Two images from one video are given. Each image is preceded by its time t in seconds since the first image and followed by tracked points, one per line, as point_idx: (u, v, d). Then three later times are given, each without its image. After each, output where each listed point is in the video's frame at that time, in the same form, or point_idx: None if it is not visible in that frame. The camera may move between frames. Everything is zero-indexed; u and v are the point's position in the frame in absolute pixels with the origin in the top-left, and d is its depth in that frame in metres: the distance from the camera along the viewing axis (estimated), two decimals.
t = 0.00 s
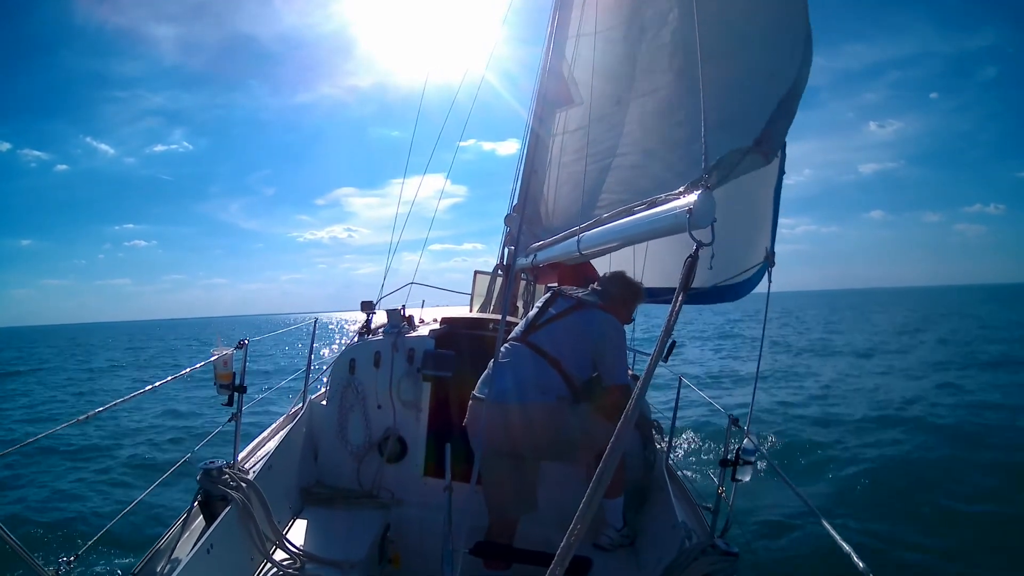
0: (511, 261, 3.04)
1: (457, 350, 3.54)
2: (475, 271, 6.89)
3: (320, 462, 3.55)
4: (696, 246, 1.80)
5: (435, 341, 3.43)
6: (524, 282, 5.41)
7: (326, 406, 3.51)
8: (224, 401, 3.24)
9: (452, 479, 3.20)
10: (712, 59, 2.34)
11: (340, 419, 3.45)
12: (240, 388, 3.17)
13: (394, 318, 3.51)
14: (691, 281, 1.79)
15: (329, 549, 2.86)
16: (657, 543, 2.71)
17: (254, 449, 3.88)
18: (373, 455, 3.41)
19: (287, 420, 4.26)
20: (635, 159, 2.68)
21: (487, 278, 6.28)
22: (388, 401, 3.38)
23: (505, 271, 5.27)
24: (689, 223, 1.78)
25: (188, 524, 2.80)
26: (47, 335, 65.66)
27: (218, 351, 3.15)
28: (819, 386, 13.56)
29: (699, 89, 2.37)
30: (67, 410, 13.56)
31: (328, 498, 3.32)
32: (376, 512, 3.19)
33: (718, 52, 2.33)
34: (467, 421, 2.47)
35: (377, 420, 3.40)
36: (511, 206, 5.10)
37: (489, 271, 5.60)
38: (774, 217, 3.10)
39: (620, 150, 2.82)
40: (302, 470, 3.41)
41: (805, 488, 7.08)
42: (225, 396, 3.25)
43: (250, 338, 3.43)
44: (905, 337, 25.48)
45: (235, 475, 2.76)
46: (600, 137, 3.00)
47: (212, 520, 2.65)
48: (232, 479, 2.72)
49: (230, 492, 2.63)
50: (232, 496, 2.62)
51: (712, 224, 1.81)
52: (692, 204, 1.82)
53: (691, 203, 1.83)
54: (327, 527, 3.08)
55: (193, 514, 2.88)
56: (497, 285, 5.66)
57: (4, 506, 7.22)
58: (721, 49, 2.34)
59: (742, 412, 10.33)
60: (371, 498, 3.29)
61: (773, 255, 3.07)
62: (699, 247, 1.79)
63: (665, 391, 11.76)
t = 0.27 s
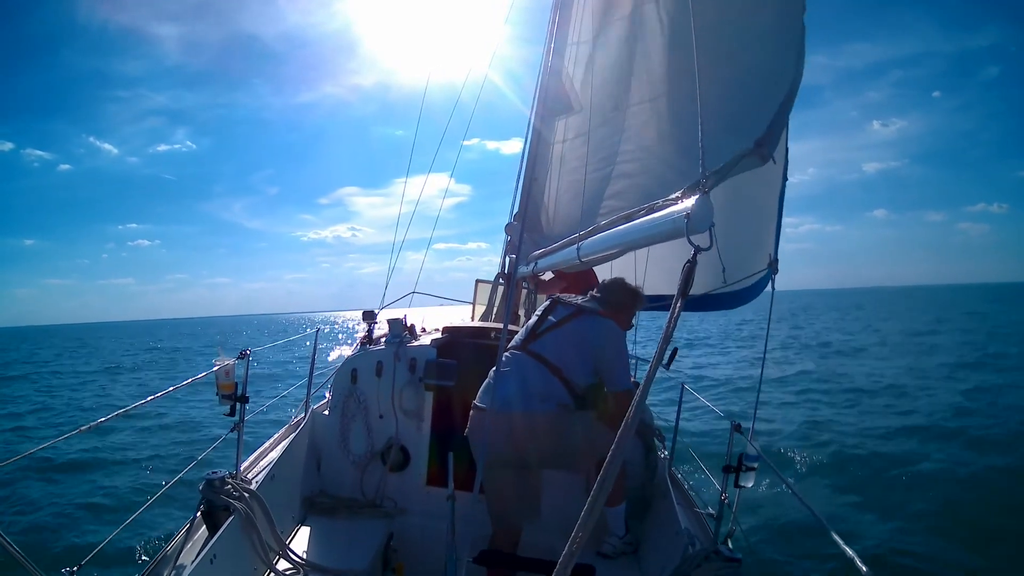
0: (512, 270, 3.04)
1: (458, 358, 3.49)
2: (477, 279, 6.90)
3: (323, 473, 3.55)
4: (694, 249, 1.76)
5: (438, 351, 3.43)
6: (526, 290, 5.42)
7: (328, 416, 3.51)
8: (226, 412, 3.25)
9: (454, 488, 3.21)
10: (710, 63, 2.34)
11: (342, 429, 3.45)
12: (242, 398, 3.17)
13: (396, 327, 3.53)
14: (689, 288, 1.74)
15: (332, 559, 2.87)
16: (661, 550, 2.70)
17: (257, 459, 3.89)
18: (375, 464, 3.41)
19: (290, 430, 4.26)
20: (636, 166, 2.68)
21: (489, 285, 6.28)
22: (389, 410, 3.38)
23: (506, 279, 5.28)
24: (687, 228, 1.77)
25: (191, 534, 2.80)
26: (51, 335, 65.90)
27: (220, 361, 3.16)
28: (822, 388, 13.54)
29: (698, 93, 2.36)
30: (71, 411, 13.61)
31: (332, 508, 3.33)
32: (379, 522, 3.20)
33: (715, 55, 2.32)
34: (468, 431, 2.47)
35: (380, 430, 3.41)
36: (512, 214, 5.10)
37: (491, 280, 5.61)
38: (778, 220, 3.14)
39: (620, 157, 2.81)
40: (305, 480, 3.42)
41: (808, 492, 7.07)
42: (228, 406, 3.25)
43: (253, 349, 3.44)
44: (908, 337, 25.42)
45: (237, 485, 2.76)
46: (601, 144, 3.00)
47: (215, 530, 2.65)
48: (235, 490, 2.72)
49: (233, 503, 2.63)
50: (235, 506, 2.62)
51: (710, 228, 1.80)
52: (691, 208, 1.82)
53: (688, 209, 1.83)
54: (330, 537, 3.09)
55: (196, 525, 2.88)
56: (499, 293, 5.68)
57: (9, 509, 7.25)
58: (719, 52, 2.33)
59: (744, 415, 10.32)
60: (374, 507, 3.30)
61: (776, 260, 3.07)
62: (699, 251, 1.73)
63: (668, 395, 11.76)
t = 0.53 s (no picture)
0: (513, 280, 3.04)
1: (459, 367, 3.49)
2: (478, 289, 6.91)
3: (324, 482, 3.54)
4: (693, 255, 1.78)
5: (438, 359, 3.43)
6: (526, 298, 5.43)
7: (329, 425, 3.51)
8: (227, 420, 3.26)
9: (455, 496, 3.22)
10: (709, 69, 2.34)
11: (344, 438, 3.46)
12: (243, 407, 3.18)
13: (397, 337, 3.55)
14: (689, 294, 1.78)
15: (334, 569, 2.87)
16: (662, 559, 2.72)
17: (257, 468, 3.89)
18: (376, 473, 3.42)
19: (292, 439, 4.26)
20: (635, 175, 2.68)
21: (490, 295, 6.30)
22: (391, 419, 3.38)
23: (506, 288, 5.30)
24: (686, 235, 1.78)
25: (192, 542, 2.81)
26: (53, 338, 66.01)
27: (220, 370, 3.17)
28: (823, 392, 13.53)
29: (696, 99, 2.37)
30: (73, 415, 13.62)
31: (334, 516, 3.34)
32: (381, 531, 3.20)
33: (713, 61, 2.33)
34: (465, 439, 2.47)
35: (382, 439, 3.41)
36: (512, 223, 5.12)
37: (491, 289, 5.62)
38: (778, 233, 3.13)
39: (619, 165, 2.82)
40: (306, 489, 3.42)
41: (810, 498, 7.06)
42: (229, 415, 3.25)
43: (253, 357, 3.45)
44: (911, 339, 25.33)
45: (238, 493, 2.77)
46: (600, 153, 3.01)
47: (216, 539, 2.65)
48: (235, 498, 2.72)
49: (234, 512, 2.64)
50: (236, 515, 2.63)
51: (709, 235, 1.81)
52: (689, 215, 1.82)
53: (686, 216, 1.84)
54: (331, 546, 3.09)
55: (197, 534, 2.89)
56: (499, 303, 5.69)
57: (10, 516, 7.25)
58: (717, 58, 2.34)
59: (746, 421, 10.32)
60: (376, 516, 3.31)
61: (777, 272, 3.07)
62: (696, 257, 1.78)
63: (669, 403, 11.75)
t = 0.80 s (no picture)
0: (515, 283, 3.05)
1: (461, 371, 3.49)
2: (479, 292, 6.91)
3: (324, 484, 3.54)
4: (698, 263, 1.78)
5: (438, 363, 3.47)
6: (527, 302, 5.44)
7: (330, 428, 3.52)
8: (228, 422, 3.26)
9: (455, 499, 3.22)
10: (713, 75, 2.34)
11: (344, 440, 3.46)
12: (243, 409, 3.18)
13: (398, 339, 3.55)
14: (692, 301, 1.77)
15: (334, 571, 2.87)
16: (662, 564, 2.72)
17: (257, 470, 3.89)
18: (377, 475, 3.42)
19: (292, 441, 4.26)
20: (638, 180, 2.68)
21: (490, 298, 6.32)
22: (391, 422, 3.39)
23: (507, 291, 5.30)
24: (690, 241, 1.77)
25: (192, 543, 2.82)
26: (54, 339, 66.08)
27: (221, 372, 3.18)
28: (823, 395, 13.52)
29: (699, 105, 2.37)
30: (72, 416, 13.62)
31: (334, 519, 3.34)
32: (380, 533, 3.21)
33: (717, 67, 2.34)
34: (465, 440, 2.45)
35: (382, 442, 3.41)
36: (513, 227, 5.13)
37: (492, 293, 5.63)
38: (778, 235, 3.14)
39: (622, 170, 2.81)
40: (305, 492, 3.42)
41: (813, 503, 7.03)
42: (229, 417, 3.26)
43: (254, 359, 3.45)
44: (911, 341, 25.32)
45: (238, 495, 2.77)
46: (603, 158, 3.01)
47: (216, 540, 2.66)
48: (235, 500, 2.73)
49: (234, 513, 2.64)
50: (236, 516, 2.63)
51: (713, 241, 1.81)
52: (693, 222, 1.82)
53: (690, 223, 1.84)
54: (331, 548, 3.09)
55: (196, 535, 2.90)
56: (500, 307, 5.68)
57: (9, 517, 7.25)
58: (721, 64, 2.34)
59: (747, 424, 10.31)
60: (376, 519, 3.31)
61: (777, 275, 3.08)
62: (701, 266, 1.79)
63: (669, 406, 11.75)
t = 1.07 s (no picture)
0: (517, 283, 3.05)
1: (462, 370, 3.49)
2: (479, 291, 6.92)
3: (323, 482, 3.55)
4: (699, 264, 1.78)
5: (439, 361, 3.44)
6: (527, 302, 5.45)
7: (329, 426, 3.52)
8: (227, 419, 3.27)
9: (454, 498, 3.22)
10: (715, 77, 2.35)
11: (344, 438, 3.46)
12: (243, 406, 3.19)
13: (398, 338, 3.54)
14: (694, 302, 1.77)
15: (332, 569, 2.88)
16: (660, 565, 2.72)
17: (257, 466, 3.90)
18: (376, 473, 3.43)
19: (291, 438, 4.27)
20: (639, 181, 2.69)
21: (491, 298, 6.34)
22: (391, 420, 3.39)
23: (508, 291, 5.31)
24: (692, 243, 1.78)
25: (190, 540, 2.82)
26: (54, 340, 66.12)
27: (221, 370, 3.18)
28: (823, 396, 13.52)
29: (701, 107, 2.38)
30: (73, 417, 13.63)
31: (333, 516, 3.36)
32: (378, 531, 3.22)
33: (718, 69, 2.34)
34: (464, 437, 2.45)
35: (382, 440, 3.42)
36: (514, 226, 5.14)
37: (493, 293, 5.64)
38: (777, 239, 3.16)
39: (623, 170, 2.82)
40: (304, 489, 3.44)
41: (814, 503, 7.01)
42: (229, 413, 3.27)
43: (254, 357, 3.46)
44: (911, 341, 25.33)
45: (237, 492, 2.78)
46: (604, 158, 3.01)
47: (214, 537, 2.66)
48: (234, 497, 2.74)
49: (232, 510, 2.65)
50: (235, 513, 2.64)
51: (716, 243, 1.81)
52: (695, 223, 1.82)
53: (692, 224, 1.84)
54: (329, 546, 3.10)
55: (195, 531, 2.90)
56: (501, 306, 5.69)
57: (8, 513, 7.25)
58: (724, 66, 2.34)
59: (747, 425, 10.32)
60: (374, 517, 3.32)
61: (775, 280, 3.11)
62: (704, 267, 1.78)
63: (669, 407, 11.76)
